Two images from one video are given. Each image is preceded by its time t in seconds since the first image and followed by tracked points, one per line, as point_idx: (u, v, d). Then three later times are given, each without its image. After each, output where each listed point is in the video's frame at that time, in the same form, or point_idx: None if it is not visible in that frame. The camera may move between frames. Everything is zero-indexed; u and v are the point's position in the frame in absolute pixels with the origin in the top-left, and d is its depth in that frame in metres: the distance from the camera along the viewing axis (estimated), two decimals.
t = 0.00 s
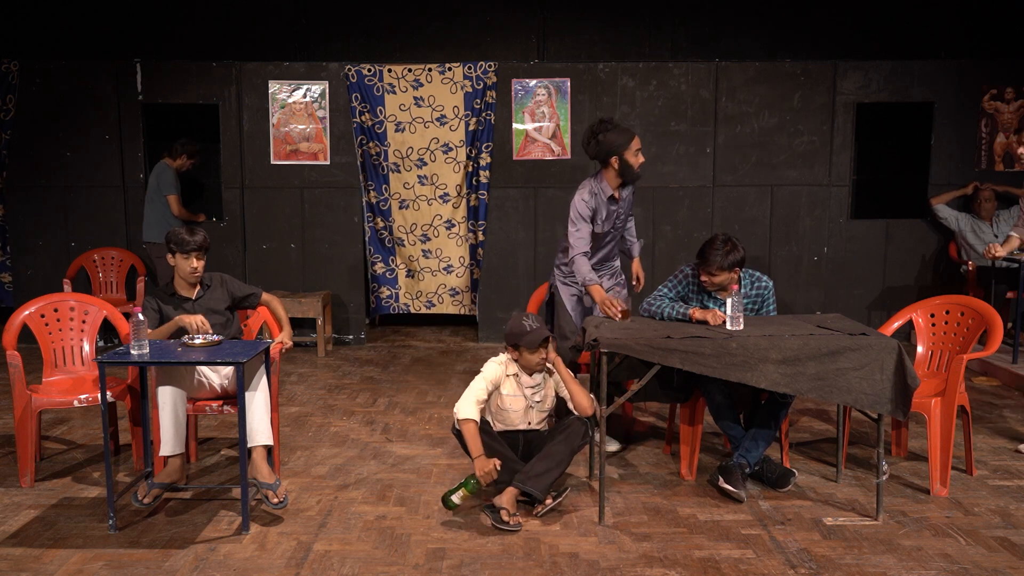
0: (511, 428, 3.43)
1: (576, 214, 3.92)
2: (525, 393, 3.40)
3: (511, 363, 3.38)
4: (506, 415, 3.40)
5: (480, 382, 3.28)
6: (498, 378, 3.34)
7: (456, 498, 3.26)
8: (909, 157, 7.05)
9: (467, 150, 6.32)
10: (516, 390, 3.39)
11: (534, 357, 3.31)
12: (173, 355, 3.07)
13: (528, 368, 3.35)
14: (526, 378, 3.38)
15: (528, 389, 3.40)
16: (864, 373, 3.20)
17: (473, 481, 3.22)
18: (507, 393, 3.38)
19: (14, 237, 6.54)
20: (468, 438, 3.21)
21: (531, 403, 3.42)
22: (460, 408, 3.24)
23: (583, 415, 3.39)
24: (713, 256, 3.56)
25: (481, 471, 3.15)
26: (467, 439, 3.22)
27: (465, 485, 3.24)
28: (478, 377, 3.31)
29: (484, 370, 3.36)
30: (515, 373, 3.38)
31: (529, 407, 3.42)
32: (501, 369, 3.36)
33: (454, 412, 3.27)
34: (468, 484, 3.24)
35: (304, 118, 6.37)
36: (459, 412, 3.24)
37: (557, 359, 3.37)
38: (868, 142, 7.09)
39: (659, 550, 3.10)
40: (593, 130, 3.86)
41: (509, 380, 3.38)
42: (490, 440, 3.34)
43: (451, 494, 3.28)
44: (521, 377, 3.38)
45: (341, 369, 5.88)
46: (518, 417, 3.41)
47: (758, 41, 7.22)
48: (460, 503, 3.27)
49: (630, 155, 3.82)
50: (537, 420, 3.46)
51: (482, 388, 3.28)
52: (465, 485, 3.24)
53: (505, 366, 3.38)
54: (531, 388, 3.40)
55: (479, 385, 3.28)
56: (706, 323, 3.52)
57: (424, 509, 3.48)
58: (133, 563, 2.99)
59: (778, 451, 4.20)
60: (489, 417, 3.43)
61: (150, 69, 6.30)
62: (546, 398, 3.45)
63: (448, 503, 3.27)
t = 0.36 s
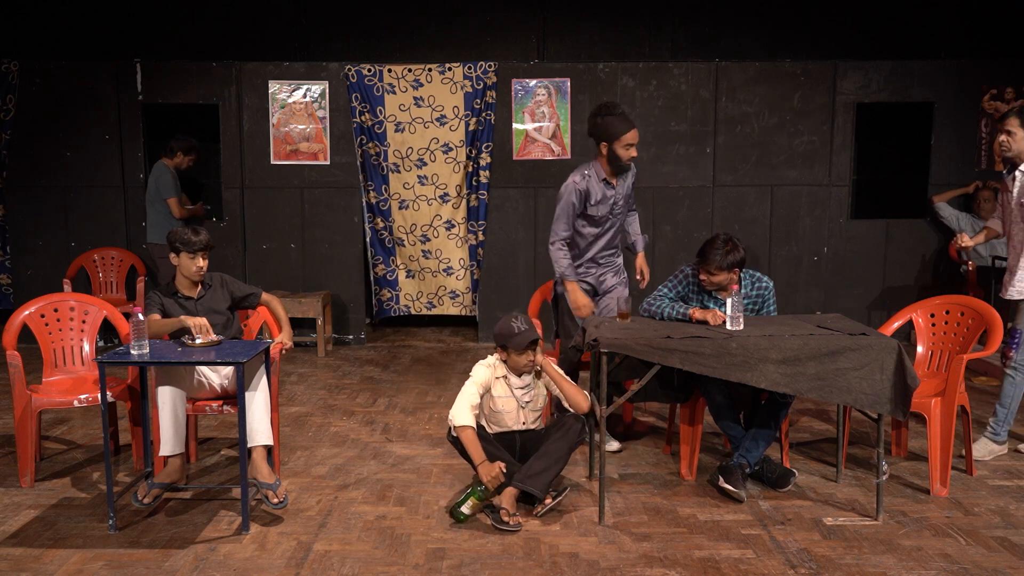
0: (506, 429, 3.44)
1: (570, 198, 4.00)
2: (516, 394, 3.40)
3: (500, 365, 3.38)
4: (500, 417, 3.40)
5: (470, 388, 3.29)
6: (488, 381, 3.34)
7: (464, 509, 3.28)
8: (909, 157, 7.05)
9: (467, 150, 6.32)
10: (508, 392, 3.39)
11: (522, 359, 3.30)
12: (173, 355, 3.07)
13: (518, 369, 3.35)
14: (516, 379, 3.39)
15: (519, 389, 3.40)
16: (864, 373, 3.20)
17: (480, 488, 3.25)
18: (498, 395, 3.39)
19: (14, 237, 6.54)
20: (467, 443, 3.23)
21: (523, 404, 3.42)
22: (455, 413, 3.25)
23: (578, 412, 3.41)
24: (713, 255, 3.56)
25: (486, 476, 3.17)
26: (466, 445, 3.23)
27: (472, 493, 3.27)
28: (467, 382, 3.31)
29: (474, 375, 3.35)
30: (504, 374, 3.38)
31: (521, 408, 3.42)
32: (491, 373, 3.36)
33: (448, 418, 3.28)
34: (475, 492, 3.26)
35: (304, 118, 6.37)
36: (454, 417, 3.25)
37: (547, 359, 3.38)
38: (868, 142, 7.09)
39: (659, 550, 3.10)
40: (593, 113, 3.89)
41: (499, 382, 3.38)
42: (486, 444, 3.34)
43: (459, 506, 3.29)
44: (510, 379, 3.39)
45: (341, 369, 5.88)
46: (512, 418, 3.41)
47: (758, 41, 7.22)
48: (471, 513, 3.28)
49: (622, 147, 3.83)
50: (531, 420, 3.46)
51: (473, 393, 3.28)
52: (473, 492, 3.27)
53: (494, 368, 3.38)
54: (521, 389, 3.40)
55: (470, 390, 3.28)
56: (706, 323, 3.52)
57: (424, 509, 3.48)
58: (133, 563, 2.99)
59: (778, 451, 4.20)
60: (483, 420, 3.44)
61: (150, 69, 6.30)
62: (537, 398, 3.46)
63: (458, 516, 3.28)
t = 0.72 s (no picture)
0: (508, 429, 3.44)
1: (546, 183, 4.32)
2: (517, 395, 3.40)
3: (502, 365, 3.38)
4: (502, 417, 3.41)
5: (473, 388, 3.28)
6: (490, 381, 3.34)
7: (464, 512, 3.26)
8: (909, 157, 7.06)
9: (467, 150, 6.33)
10: (509, 392, 3.40)
11: (521, 356, 3.31)
12: (173, 355, 3.07)
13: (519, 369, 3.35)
14: (518, 379, 3.40)
15: (521, 390, 3.41)
16: (864, 373, 3.20)
17: (482, 492, 3.25)
18: (500, 395, 3.39)
19: (14, 237, 6.54)
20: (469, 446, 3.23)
21: (524, 404, 3.43)
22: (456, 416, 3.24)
23: (579, 413, 3.40)
24: (712, 251, 3.56)
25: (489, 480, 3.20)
26: (468, 448, 3.24)
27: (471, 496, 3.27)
28: (470, 382, 3.30)
29: (476, 374, 3.35)
30: (506, 374, 3.39)
31: (522, 408, 3.43)
32: (493, 373, 3.36)
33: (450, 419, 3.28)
34: (476, 496, 3.26)
35: (304, 118, 6.37)
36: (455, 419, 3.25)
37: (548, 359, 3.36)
38: (868, 142, 7.09)
39: (659, 550, 3.10)
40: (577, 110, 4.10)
41: (501, 383, 3.39)
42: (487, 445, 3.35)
43: (459, 508, 3.28)
44: (511, 379, 3.39)
45: (341, 369, 5.88)
46: (514, 418, 3.42)
47: (758, 41, 7.22)
48: (470, 516, 3.27)
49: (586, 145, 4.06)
50: (533, 420, 3.47)
51: (476, 395, 3.28)
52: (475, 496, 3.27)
53: (497, 369, 3.38)
54: (524, 389, 3.41)
55: (473, 391, 3.28)
56: (706, 323, 3.52)
57: (424, 509, 3.48)
58: (133, 563, 2.99)
59: (778, 451, 4.20)
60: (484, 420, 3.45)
61: (151, 69, 6.30)
62: (539, 398, 3.46)
63: (456, 518, 3.27)
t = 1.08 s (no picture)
0: (510, 430, 3.43)
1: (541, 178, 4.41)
2: (520, 395, 3.40)
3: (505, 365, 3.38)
4: (505, 417, 3.40)
5: (477, 386, 3.30)
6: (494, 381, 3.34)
7: (478, 507, 3.22)
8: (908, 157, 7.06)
9: (467, 150, 6.33)
10: (512, 392, 3.38)
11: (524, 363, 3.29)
12: (173, 355, 3.07)
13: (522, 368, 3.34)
14: (521, 380, 3.38)
15: (524, 390, 3.40)
16: (864, 373, 3.20)
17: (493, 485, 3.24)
18: (503, 395, 3.38)
19: (13, 237, 6.54)
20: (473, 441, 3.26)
21: (527, 405, 3.42)
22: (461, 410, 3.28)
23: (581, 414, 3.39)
24: (709, 250, 3.56)
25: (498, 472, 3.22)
26: (473, 442, 3.26)
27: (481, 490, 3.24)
28: (474, 381, 3.31)
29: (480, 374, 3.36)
30: (509, 375, 3.37)
31: (525, 408, 3.41)
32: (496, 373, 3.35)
33: (454, 414, 3.32)
34: (488, 489, 3.24)
35: (304, 118, 6.37)
36: (459, 414, 3.28)
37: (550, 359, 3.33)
38: (868, 142, 7.09)
39: (659, 550, 3.10)
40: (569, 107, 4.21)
41: (505, 383, 3.38)
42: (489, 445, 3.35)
43: (471, 504, 3.23)
44: (514, 380, 3.38)
45: (341, 369, 5.88)
46: (517, 419, 3.41)
47: (758, 41, 7.22)
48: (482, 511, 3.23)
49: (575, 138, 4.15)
50: (535, 421, 3.45)
51: (480, 392, 3.30)
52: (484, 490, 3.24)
53: (500, 369, 3.38)
54: (527, 390, 3.40)
55: (477, 389, 3.30)
56: (706, 323, 3.52)
57: (424, 509, 3.48)
58: (133, 563, 2.99)
59: (778, 451, 4.20)
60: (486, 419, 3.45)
61: (151, 69, 6.30)
62: (542, 398, 3.45)
63: (470, 514, 3.22)
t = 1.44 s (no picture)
0: (505, 430, 3.43)
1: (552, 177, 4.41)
2: (512, 394, 3.41)
3: (495, 364, 3.38)
4: (499, 417, 3.40)
5: (470, 389, 3.30)
6: (485, 381, 3.34)
7: (470, 513, 3.22)
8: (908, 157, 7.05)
9: (467, 150, 6.32)
10: (504, 391, 3.40)
11: (512, 350, 3.31)
12: (173, 355, 3.07)
13: (512, 366, 3.36)
14: (512, 378, 3.40)
15: (515, 389, 3.41)
16: (864, 373, 3.20)
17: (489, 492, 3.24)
18: (495, 395, 3.39)
19: (13, 237, 6.53)
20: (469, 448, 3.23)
21: (519, 404, 3.43)
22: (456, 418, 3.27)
23: (576, 410, 3.41)
24: (708, 250, 3.56)
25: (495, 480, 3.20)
26: (469, 449, 3.24)
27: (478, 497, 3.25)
28: (466, 383, 3.32)
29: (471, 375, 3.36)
30: (499, 373, 3.39)
31: (518, 407, 3.42)
32: (487, 372, 3.36)
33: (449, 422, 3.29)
34: (482, 496, 3.24)
35: (304, 118, 6.37)
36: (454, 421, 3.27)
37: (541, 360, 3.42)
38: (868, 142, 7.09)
39: (659, 550, 3.10)
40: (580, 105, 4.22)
41: (496, 382, 3.39)
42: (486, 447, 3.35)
43: (463, 509, 3.23)
44: (505, 378, 3.39)
45: (341, 369, 5.88)
46: (511, 418, 3.42)
47: (757, 41, 7.22)
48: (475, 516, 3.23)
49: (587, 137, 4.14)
50: (530, 419, 3.47)
51: (472, 396, 3.29)
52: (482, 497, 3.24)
53: (491, 367, 3.38)
54: (518, 388, 3.41)
55: (469, 392, 3.30)
56: (706, 323, 3.52)
57: (424, 509, 3.48)
58: (133, 563, 2.99)
59: (778, 451, 4.20)
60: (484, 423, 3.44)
61: (151, 69, 6.30)
62: (534, 396, 3.46)
63: (460, 519, 3.22)
